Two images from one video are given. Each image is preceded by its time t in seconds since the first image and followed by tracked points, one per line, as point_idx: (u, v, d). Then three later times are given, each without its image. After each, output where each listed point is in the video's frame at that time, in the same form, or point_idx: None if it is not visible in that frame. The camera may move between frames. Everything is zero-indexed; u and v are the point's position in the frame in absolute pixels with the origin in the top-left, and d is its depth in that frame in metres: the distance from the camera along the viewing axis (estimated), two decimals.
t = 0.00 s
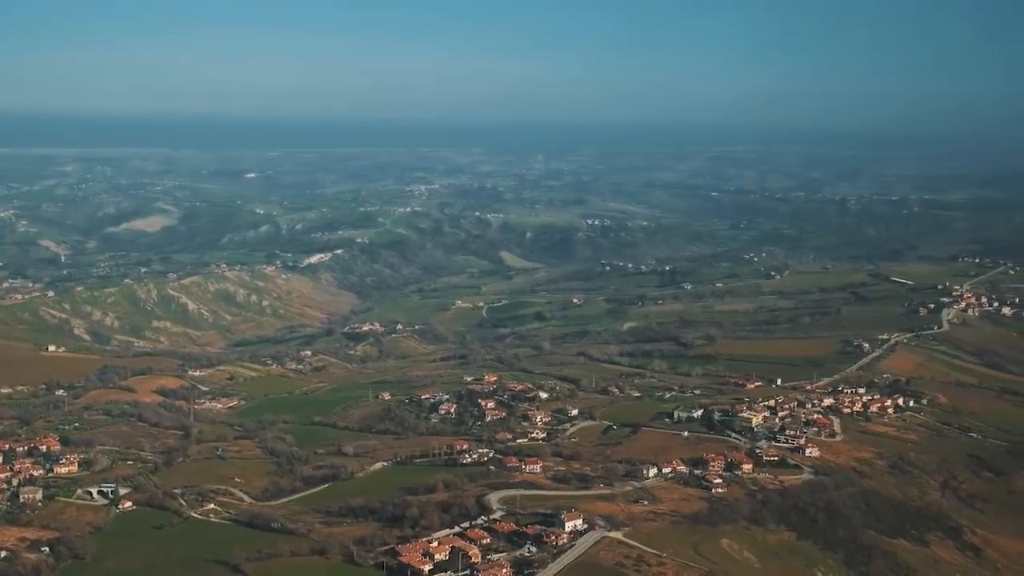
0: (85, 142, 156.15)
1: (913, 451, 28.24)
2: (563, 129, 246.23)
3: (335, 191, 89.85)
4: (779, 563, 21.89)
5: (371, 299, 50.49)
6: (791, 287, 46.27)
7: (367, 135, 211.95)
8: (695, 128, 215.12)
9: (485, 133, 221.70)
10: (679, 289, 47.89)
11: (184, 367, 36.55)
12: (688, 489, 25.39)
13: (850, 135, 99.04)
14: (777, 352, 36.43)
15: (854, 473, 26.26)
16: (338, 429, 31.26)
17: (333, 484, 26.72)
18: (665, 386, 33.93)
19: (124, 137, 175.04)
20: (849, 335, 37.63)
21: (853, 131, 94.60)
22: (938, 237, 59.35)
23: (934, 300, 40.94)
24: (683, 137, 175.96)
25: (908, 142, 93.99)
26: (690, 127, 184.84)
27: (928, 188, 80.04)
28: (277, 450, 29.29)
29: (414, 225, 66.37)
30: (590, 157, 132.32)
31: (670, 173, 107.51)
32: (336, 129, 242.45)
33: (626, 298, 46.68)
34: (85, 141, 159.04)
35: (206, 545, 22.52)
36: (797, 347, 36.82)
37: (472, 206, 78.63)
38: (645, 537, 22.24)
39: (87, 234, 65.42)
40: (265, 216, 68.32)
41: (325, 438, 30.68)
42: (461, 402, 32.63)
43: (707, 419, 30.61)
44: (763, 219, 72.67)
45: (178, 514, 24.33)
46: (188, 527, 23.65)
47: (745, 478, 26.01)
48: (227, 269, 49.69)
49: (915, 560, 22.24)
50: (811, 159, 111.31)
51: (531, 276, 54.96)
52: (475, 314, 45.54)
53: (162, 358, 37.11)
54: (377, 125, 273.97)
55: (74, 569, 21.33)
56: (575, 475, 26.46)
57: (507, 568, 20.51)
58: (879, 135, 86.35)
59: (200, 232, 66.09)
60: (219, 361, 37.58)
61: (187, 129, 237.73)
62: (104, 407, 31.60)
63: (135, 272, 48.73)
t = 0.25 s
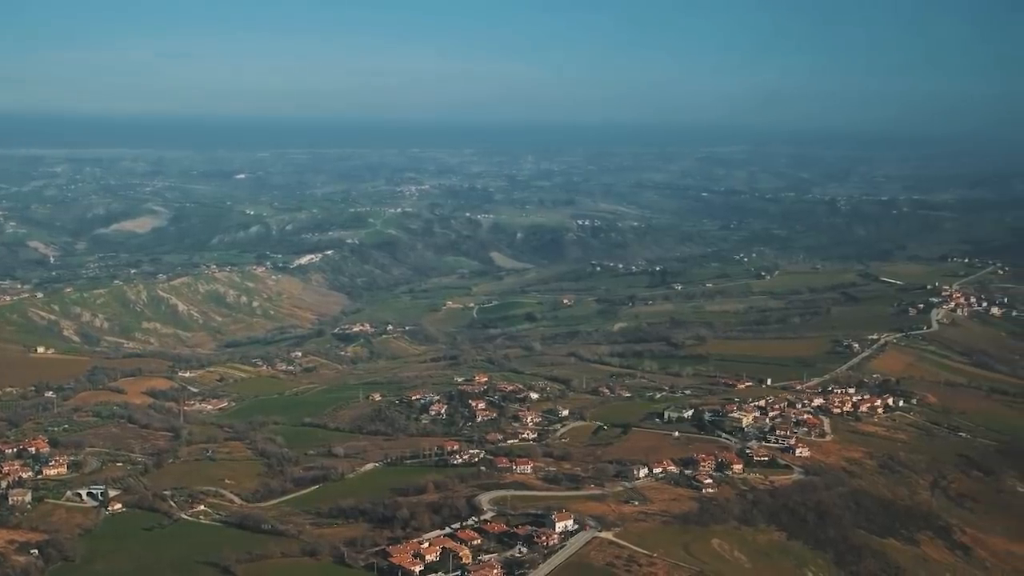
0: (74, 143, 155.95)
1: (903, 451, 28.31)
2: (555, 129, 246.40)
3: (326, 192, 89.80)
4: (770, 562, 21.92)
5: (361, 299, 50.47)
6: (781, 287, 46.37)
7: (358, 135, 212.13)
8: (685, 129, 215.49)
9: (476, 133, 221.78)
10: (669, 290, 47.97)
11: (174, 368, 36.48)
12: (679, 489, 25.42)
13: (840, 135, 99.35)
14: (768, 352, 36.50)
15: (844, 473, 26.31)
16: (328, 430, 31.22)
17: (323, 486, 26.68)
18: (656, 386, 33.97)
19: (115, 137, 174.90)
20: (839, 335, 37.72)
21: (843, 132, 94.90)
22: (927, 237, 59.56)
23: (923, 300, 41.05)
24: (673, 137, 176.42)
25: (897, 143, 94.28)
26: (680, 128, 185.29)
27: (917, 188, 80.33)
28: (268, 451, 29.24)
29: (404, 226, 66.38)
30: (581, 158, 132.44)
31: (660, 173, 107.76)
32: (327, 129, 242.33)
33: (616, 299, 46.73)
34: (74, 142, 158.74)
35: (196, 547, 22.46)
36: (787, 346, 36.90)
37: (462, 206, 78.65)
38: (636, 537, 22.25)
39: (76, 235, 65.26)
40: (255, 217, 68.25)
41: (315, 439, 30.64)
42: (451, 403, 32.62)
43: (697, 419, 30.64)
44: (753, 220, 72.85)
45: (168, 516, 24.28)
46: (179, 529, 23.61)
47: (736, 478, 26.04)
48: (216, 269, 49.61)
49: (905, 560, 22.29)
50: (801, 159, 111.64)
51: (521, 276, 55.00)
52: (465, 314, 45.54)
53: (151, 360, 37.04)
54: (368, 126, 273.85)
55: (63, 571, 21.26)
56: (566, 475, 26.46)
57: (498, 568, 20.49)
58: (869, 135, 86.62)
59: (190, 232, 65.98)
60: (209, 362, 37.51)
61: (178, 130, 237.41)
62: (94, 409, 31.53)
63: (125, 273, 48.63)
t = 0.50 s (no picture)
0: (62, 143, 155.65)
1: (893, 450, 28.37)
2: (546, 130, 246.43)
3: (316, 192, 89.70)
4: (761, 561, 21.94)
5: (352, 300, 50.43)
6: (771, 287, 46.46)
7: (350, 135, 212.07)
8: (676, 129, 215.76)
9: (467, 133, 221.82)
10: (660, 289, 48.02)
11: (164, 369, 36.40)
12: (670, 489, 25.43)
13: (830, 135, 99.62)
14: (758, 352, 36.56)
15: (834, 473, 26.35)
16: (319, 431, 31.17)
17: (314, 487, 26.63)
18: (647, 386, 33.99)
19: (104, 138, 174.50)
20: (829, 335, 37.80)
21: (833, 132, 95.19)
22: (917, 236, 59.73)
23: (912, 299, 41.17)
24: (663, 137, 176.79)
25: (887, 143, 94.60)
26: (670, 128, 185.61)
27: (906, 188, 80.60)
28: (258, 452, 29.17)
29: (395, 226, 66.36)
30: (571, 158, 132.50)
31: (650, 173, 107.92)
32: (318, 130, 242.13)
33: (607, 299, 46.76)
34: (63, 142, 158.37)
35: (186, 548, 22.39)
36: (778, 346, 36.97)
37: (452, 206, 78.63)
38: (627, 537, 22.26)
39: (65, 235, 65.07)
40: (246, 217, 68.13)
41: (306, 440, 30.59)
42: (442, 403, 32.60)
43: (688, 419, 30.66)
44: (743, 220, 73.01)
45: (158, 517, 24.21)
46: (169, 530, 23.54)
47: (727, 478, 26.07)
48: (206, 270, 49.49)
49: (895, 559, 22.32)
50: (791, 159, 111.95)
51: (511, 276, 55.02)
52: (456, 315, 45.53)
53: (141, 360, 36.95)
54: (360, 126, 273.64)
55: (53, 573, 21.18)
56: (557, 475, 26.45)
57: (489, 569, 20.47)
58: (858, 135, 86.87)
59: (179, 233, 65.84)
60: (199, 363, 37.43)
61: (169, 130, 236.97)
62: (83, 410, 31.43)
63: (114, 274, 48.51)
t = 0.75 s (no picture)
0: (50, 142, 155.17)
1: (882, 449, 28.44)
2: (537, 130, 246.45)
3: (306, 192, 89.55)
4: (751, 560, 21.97)
5: (342, 300, 50.38)
6: (761, 286, 46.55)
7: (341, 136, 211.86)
8: (667, 128, 216.02)
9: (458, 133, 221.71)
10: (650, 289, 48.06)
11: (154, 369, 36.31)
12: (660, 489, 25.46)
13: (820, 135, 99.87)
14: (749, 351, 36.62)
15: (824, 472, 26.40)
16: (309, 431, 31.13)
17: (304, 487, 26.57)
18: (637, 385, 34.03)
19: (93, 138, 174.01)
20: (819, 334, 37.89)
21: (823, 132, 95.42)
22: (906, 236, 59.91)
23: (902, 299, 41.28)
24: (652, 138, 177.03)
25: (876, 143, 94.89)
26: (660, 128, 185.94)
27: (896, 188, 80.84)
28: (248, 452, 29.12)
29: (385, 226, 66.30)
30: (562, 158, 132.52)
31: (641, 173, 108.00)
32: (309, 130, 241.82)
33: (597, 299, 46.77)
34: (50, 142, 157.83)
35: (176, 549, 22.34)
36: (768, 345, 37.04)
37: (442, 206, 78.59)
38: (617, 536, 22.27)
39: (54, 236, 64.84)
40: (235, 217, 67.99)
41: (296, 440, 30.55)
42: (433, 403, 32.59)
43: (678, 419, 30.69)
44: (733, 219, 73.14)
45: (148, 518, 24.13)
46: (159, 531, 23.47)
47: (717, 477, 26.10)
48: (195, 270, 49.36)
49: (885, 557, 22.37)
50: (781, 159, 112.21)
51: (502, 276, 55.02)
52: (446, 315, 45.50)
53: (130, 361, 36.85)
54: (351, 126, 273.32)
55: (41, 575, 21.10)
56: (547, 475, 26.46)
57: (479, 568, 20.46)
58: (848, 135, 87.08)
59: (169, 233, 65.66)
60: (188, 364, 37.34)
61: (159, 130, 236.39)
62: (72, 411, 31.33)
63: (103, 274, 48.36)
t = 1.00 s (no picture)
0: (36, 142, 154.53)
1: (871, 448, 28.52)
2: (527, 129, 246.41)
3: (295, 192, 89.41)
4: (740, 559, 22.01)
5: (330, 300, 50.31)
6: (750, 286, 46.62)
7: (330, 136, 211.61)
8: (657, 128, 216.24)
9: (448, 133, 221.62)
10: (638, 289, 48.12)
11: (142, 369, 36.21)
12: (649, 488, 25.48)
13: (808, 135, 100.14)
14: (738, 350, 36.68)
15: (813, 471, 26.46)
16: (298, 431, 31.08)
17: (293, 487, 26.52)
18: (626, 385, 34.06)
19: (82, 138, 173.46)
20: (808, 333, 37.97)
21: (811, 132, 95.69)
22: (894, 235, 60.10)
23: (890, 298, 41.41)
24: (641, 138, 177.31)
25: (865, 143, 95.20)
26: (649, 128, 186.32)
27: (884, 187, 81.12)
28: (237, 453, 29.06)
29: (374, 225, 66.23)
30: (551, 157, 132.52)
31: (630, 172, 108.09)
32: (299, 129, 241.40)
33: (586, 298, 46.79)
34: (36, 142, 157.18)
35: (164, 550, 22.27)
36: (757, 345, 37.11)
37: (431, 206, 78.52)
38: (606, 536, 22.28)
39: (42, 236, 64.55)
40: (224, 217, 67.84)
41: (285, 440, 30.50)
42: (422, 403, 32.57)
43: (667, 418, 30.72)
44: (721, 219, 73.28)
45: (136, 519, 24.06)
46: (147, 531, 23.41)
47: (706, 476, 26.14)
48: (184, 270, 49.22)
49: (873, 555, 22.43)
50: (770, 159, 112.48)
51: (490, 276, 55.00)
52: (435, 314, 45.47)
53: (118, 361, 36.74)
54: (341, 125, 272.90)
55: None
56: (536, 475, 26.47)
57: (468, 568, 20.45)
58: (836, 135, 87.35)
59: (157, 233, 65.45)
60: (177, 364, 37.25)
61: (148, 130, 235.70)
62: (60, 411, 31.22)
63: (91, 274, 48.17)
